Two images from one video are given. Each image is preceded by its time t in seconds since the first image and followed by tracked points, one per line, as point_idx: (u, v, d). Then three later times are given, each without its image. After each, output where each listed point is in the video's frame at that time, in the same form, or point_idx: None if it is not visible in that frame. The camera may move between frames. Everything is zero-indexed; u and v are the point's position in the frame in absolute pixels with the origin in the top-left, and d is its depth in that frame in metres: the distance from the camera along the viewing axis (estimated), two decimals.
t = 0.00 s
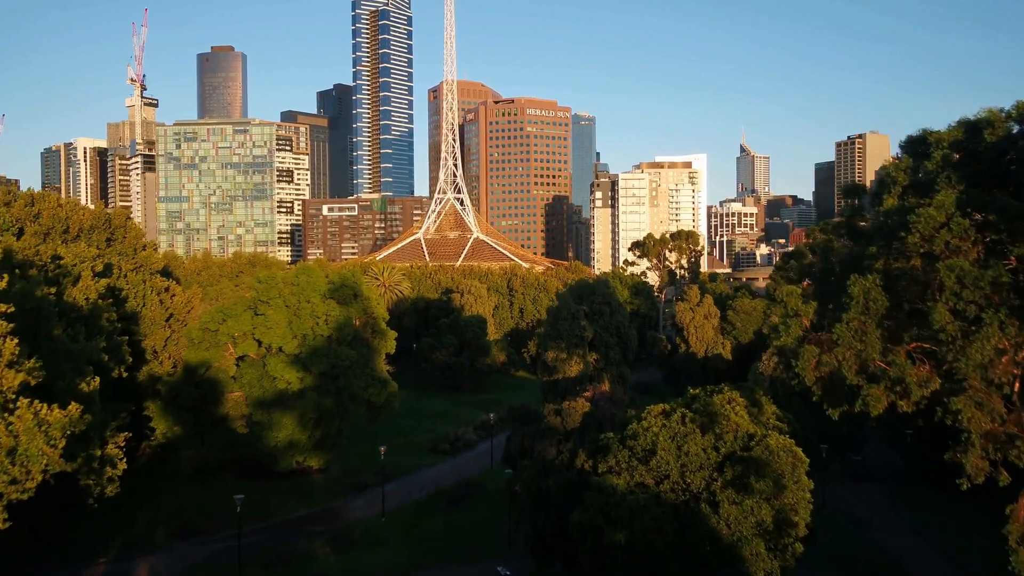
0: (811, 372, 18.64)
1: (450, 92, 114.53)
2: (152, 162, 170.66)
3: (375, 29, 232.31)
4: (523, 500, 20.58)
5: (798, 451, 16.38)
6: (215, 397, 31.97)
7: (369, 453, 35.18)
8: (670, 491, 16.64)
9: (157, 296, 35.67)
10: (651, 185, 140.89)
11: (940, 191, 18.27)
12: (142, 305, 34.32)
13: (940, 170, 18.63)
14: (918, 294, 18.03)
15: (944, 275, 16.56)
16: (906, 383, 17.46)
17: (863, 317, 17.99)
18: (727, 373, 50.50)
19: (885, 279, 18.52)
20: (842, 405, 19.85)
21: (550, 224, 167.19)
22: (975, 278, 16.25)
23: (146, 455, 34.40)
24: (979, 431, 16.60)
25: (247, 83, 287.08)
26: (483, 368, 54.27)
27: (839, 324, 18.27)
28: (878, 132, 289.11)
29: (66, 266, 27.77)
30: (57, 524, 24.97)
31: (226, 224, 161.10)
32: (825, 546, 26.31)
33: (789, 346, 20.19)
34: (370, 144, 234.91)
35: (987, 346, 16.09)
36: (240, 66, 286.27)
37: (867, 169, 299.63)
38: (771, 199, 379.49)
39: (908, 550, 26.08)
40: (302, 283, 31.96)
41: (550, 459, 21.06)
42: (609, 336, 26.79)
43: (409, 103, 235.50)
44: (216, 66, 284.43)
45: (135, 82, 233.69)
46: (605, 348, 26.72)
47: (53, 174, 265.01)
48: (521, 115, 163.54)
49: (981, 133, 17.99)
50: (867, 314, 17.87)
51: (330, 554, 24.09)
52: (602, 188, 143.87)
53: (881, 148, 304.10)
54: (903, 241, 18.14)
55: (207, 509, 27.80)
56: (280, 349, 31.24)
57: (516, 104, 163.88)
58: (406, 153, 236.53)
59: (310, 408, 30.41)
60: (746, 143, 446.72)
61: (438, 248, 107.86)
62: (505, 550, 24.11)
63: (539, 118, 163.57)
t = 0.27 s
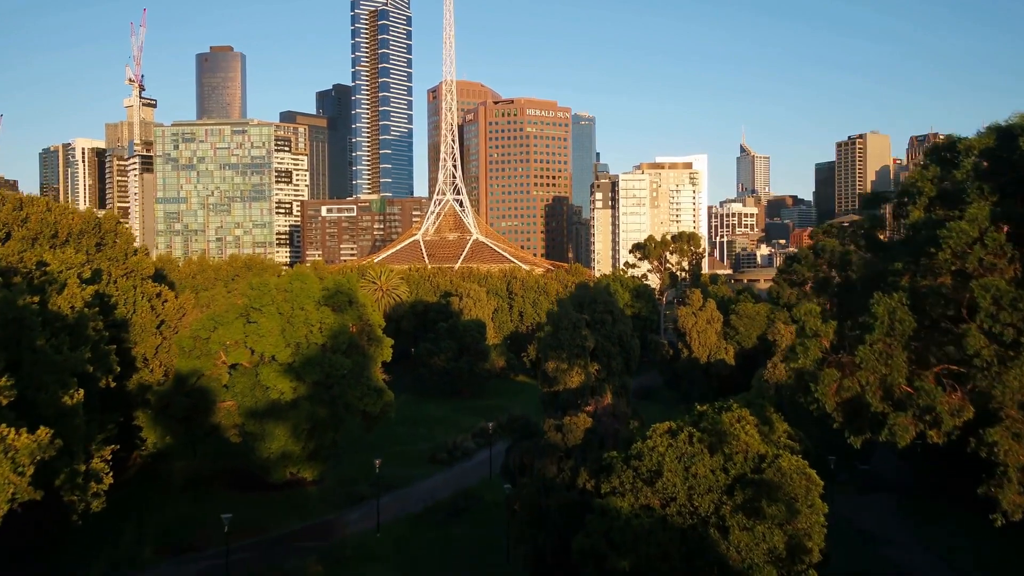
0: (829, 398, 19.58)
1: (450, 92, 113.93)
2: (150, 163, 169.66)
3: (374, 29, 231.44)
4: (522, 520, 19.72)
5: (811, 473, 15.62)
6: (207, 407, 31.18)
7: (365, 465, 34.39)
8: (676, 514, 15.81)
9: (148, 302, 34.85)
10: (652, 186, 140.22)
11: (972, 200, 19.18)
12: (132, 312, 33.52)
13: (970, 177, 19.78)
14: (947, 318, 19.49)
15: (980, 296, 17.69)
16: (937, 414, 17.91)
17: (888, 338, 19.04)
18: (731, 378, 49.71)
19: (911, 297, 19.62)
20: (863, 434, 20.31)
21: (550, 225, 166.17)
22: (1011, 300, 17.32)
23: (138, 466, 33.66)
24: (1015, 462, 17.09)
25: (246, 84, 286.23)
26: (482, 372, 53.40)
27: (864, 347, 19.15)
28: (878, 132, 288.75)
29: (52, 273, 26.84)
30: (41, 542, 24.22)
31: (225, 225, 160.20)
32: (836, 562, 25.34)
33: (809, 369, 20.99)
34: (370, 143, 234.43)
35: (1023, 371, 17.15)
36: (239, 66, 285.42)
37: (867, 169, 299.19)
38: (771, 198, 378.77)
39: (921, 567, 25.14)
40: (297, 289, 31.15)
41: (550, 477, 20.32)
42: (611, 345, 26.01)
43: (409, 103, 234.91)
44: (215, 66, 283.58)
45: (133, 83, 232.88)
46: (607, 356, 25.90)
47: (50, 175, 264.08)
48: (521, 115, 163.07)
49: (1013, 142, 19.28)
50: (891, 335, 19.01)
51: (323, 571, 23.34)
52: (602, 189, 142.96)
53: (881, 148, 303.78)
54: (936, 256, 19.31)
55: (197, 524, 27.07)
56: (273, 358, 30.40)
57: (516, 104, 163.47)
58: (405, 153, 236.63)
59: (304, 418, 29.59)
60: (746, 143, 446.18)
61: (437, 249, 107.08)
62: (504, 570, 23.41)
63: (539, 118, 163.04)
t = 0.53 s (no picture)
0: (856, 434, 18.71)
1: (449, 93, 113.34)
2: (147, 164, 168.60)
3: (372, 29, 230.44)
4: (522, 544, 18.91)
5: (827, 502, 14.76)
6: (196, 418, 30.33)
7: (359, 478, 33.55)
8: (684, 544, 14.86)
9: (136, 309, 33.95)
10: (652, 187, 139.73)
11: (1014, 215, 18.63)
12: (120, 320, 32.67)
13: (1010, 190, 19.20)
14: (978, 335, 19.16)
15: None
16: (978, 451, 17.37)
17: (920, 368, 18.55)
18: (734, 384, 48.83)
19: (943, 320, 19.09)
20: (891, 470, 19.53)
21: (550, 227, 165.07)
22: None
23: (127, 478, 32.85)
24: None
25: (245, 84, 285.14)
26: (481, 379, 52.43)
27: (894, 377, 18.62)
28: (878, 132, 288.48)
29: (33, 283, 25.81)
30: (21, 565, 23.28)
31: (222, 226, 159.10)
32: None
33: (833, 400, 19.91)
34: (368, 144, 233.03)
35: None
36: (237, 66, 284.64)
37: (867, 169, 298.58)
38: (771, 199, 378.10)
39: None
40: (289, 298, 30.13)
41: (551, 500, 19.47)
42: (614, 357, 25.14)
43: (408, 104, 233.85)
44: (214, 66, 282.56)
45: (131, 83, 231.97)
46: (609, 367, 25.04)
47: (48, 176, 263.10)
48: (521, 115, 162.42)
49: None
50: (924, 366, 18.49)
51: None
52: (602, 190, 141.83)
53: (881, 148, 303.50)
54: (972, 277, 18.66)
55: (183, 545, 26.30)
56: (264, 368, 29.40)
57: (516, 105, 162.79)
58: (405, 155, 235.97)
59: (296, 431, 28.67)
60: (746, 143, 445.72)
61: (436, 251, 106.19)
62: None
63: (539, 119, 162.39)
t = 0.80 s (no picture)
0: (885, 471, 18.18)
1: (446, 94, 112.59)
2: (145, 165, 167.82)
3: (371, 29, 229.66)
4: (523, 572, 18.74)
5: (845, 533, 14.06)
6: (187, 429, 29.55)
7: (355, 490, 32.78)
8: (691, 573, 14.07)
9: (126, 317, 33.16)
10: (653, 188, 139.21)
11: None
12: (110, 328, 31.91)
13: None
14: (1016, 363, 18.13)
15: None
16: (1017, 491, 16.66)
17: (956, 403, 17.75)
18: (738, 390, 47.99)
19: (981, 347, 18.21)
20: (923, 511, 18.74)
21: (550, 227, 164.09)
22: None
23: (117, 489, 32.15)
24: None
25: (244, 84, 284.43)
26: (479, 384, 51.61)
27: (927, 411, 17.82)
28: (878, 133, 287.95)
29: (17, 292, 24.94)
30: None
31: (221, 228, 158.23)
32: None
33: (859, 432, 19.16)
34: (367, 145, 232.26)
35: None
36: (236, 67, 284.00)
37: (868, 170, 297.95)
38: (771, 199, 377.34)
39: None
40: (280, 305, 29.21)
41: (551, 523, 18.99)
42: (615, 368, 24.39)
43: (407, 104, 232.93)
44: (213, 66, 281.73)
45: (130, 84, 231.26)
46: (610, 378, 24.26)
47: (46, 176, 262.40)
48: (521, 116, 161.67)
49: None
50: (960, 400, 17.68)
51: None
52: (602, 191, 141.00)
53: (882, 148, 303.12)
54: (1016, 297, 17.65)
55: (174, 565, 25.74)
56: (256, 379, 28.55)
57: (516, 105, 162.05)
58: (404, 156, 234.87)
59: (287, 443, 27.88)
60: (746, 143, 445.13)
61: (435, 253, 105.41)
62: None
63: (538, 119, 161.69)
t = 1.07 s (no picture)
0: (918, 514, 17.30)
1: (446, 94, 110.96)
2: (143, 166, 166.82)
3: (371, 29, 228.71)
4: None
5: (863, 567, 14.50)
6: (176, 441, 28.69)
7: (349, 503, 31.92)
8: None
9: (114, 325, 32.31)
10: (653, 189, 138.50)
11: None
12: (97, 337, 31.08)
13: None
14: None
15: None
16: None
17: (998, 441, 17.10)
18: (742, 396, 47.09)
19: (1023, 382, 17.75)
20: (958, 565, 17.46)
21: (549, 228, 163.16)
22: None
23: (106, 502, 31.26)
24: None
25: (243, 84, 283.50)
26: (478, 390, 50.75)
27: (966, 452, 17.20)
28: (880, 133, 286.90)
29: None
30: None
31: (218, 229, 157.23)
32: None
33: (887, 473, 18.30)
34: (366, 146, 231.09)
35: None
36: (235, 67, 283.19)
37: (869, 170, 297.09)
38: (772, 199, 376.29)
39: None
40: (271, 314, 28.36)
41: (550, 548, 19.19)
42: (618, 381, 23.56)
43: (406, 105, 231.84)
44: (212, 66, 280.74)
45: (128, 84, 230.55)
46: (611, 390, 23.49)
47: (45, 177, 261.36)
48: (520, 116, 160.73)
49: None
50: (1003, 441, 17.03)
51: None
52: (603, 192, 139.96)
53: (882, 148, 301.88)
54: None
55: None
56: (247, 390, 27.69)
57: (515, 106, 161.15)
58: (404, 156, 232.20)
59: (279, 456, 27.00)
60: (747, 143, 444.12)
61: (434, 255, 104.53)
62: None
63: (538, 120, 160.80)
